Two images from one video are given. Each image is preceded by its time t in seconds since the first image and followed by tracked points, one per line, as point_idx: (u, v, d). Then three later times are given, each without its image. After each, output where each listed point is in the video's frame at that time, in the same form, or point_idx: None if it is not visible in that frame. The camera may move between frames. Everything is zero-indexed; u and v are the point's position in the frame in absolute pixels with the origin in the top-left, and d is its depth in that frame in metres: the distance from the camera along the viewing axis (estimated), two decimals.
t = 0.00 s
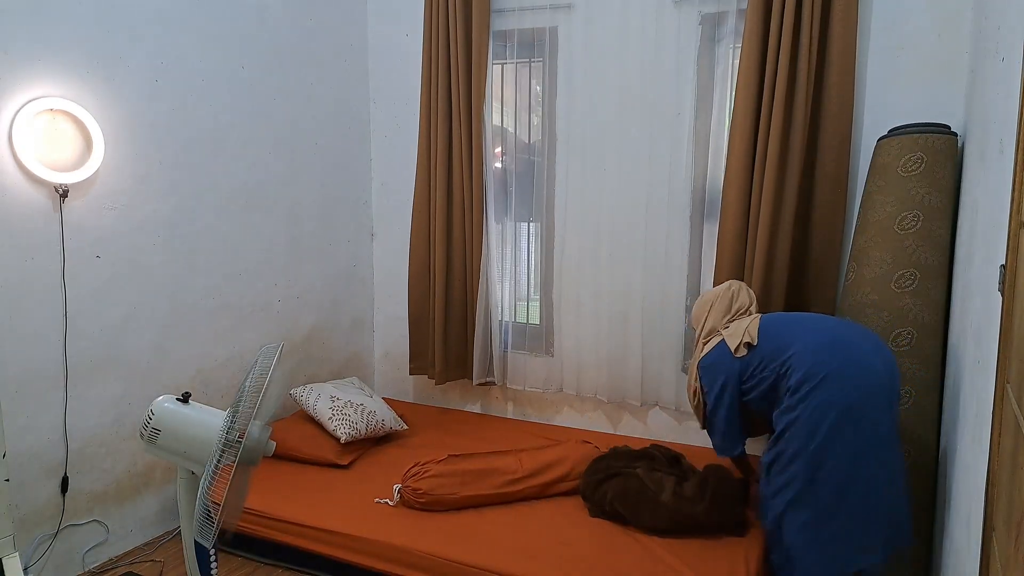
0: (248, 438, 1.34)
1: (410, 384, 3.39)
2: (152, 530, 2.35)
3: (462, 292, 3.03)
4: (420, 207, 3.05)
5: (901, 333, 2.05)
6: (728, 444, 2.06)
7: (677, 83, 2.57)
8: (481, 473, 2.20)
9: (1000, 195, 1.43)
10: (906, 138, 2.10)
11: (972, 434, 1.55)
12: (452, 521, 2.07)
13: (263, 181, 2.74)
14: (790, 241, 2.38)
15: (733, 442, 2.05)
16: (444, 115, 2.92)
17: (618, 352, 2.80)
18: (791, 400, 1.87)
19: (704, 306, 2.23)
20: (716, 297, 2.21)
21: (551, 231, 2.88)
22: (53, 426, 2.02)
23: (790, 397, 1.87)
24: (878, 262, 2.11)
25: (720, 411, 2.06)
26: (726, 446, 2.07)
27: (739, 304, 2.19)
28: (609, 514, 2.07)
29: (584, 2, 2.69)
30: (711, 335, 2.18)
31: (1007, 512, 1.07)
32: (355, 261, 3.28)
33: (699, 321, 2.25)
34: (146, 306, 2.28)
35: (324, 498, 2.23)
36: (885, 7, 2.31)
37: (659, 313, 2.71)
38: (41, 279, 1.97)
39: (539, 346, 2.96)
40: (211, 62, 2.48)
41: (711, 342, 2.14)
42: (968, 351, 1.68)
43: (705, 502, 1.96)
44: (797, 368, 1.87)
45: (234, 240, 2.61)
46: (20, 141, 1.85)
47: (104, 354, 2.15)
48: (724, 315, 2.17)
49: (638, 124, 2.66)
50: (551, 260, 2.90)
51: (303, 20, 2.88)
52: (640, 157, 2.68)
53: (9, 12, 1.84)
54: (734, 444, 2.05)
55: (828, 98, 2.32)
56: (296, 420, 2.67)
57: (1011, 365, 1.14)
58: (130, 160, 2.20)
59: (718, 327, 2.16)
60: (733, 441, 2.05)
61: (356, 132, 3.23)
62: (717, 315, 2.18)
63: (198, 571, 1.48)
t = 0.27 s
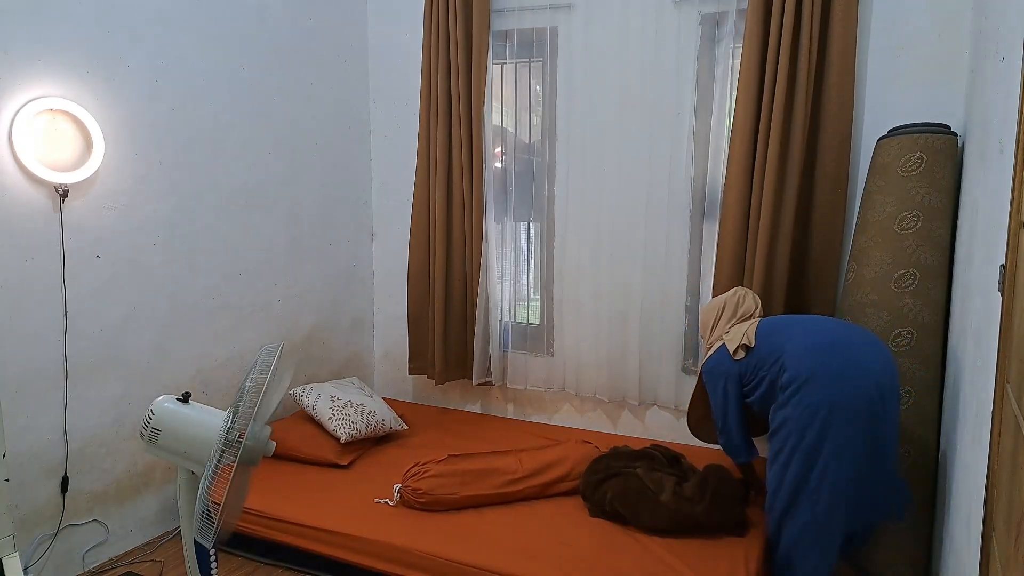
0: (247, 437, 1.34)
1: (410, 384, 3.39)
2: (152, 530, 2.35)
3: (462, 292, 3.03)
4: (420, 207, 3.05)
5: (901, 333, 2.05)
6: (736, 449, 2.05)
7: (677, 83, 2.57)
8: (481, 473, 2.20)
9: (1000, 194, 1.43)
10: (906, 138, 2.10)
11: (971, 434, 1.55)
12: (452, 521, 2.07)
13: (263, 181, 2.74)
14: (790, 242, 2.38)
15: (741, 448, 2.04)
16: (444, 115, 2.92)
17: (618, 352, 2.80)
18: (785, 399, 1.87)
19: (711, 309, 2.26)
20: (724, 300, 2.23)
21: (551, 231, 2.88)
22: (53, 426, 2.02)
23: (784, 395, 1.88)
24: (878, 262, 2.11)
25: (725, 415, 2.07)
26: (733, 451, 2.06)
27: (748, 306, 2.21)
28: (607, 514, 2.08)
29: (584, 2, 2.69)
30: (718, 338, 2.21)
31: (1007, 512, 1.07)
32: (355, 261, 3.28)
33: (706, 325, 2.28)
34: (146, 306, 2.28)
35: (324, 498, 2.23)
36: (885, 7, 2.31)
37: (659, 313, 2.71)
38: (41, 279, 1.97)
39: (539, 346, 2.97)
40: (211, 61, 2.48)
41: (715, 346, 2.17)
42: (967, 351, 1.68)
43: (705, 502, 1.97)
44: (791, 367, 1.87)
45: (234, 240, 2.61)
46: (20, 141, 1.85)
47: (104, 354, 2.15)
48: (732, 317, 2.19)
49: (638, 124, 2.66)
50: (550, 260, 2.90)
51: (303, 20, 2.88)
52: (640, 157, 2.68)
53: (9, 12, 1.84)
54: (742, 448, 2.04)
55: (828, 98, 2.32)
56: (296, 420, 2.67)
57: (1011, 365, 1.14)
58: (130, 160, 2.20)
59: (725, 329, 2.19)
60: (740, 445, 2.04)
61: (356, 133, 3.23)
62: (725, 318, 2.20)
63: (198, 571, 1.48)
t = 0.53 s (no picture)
0: (247, 437, 1.34)
1: (410, 384, 3.39)
2: (152, 530, 2.35)
3: (462, 293, 3.03)
4: (420, 206, 3.05)
5: (901, 333, 2.05)
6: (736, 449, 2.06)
7: (676, 83, 2.57)
8: (480, 473, 2.20)
9: (1000, 194, 1.43)
10: (906, 138, 2.10)
11: (971, 434, 1.55)
12: (452, 521, 2.07)
13: (263, 181, 2.74)
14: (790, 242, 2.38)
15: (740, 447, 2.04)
16: (444, 115, 2.92)
17: (618, 352, 2.80)
18: (781, 396, 1.88)
19: (714, 312, 2.28)
20: (728, 302, 2.26)
21: (551, 231, 2.88)
22: (53, 426, 2.02)
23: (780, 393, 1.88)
24: (878, 262, 2.11)
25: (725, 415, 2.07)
26: (732, 451, 2.07)
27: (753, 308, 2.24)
28: (608, 514, 2.08)
29: (584, 2, 2.69)
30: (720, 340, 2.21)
31: (1007, 512, 1.07)
32: (355, 261, 3.28)
33: (711, 328, 2.29)
34: (146, 307, 2.28)
35: (324, 498, 2.23)
36: (885, 7, 2.31)
37: (660, 313, 2.71)
38: (41, 279, 1.97)
39: (540, 346, 2.97)
40: (211, 61, 2.48)
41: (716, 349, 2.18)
42: (967, 351, 1.69)
43: (705, 502, 1.97)
44: (788, 365, 1.88)
45: (234, 240, 2.61)
46: (20, 141, 1.85)
47: (105, 354, 2.15)
48: (736, 319, 2.22)
49: (638, 124, 2.66)
50: (550, 260, 2.90)
51: (303, 20, 2.88)
52: (640, 158, 2.68)
53: (9, 12, 1.84)
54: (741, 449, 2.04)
55: (828, 98, 2.32)
56: (296, 420, 2.67)
57: (1011, 365, 1.14)
58: (130, 160, 2.20)
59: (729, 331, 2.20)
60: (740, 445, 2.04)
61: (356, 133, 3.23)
62: (729, 319, 2.22)
63: (198, 571, 1.48)
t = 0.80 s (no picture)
0: (247, 437, 1.34)
1: (410, 384, 3.39)
2: (152, 530, 2.35)
3: (462, 293, 3.03)
4: (420, 206, 3.04)
5: (901, 333, 2.05)
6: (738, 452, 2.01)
7: (676, 83, 2.57)
8: (481, 473, 2.20)
9: (1000, 194, 1.43)
10: (906, 138, 2.10)
11: (971, 433, 1.56)
12: (452, 521, 2.07)
13: (263, 181, 2.74)
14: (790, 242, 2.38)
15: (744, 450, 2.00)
16: (444, 115, 2.92)
17: (619, 352, 2.80)
18: (786, 396, 1.87)
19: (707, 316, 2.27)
20: (721, 308, 2.26)
21: (551, 231, 2.88)
22: (53, 426, 2.02)
23: (784, 393, 1.88)
24: (877, 262, 2.11)
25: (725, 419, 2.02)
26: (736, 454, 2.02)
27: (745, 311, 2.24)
28: (608, 514, 2.08)
29: (584, 2, 2.69)
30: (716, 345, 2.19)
31: (1007, 512, 1.07)
32: (355, 261, 3.28)
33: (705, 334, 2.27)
34: (146, 307, 2.28)
35: (323, 499, 2.22)
36: (885, 7, 2.31)
37: (660, 313, 2.71)
38: (41, 279, 1.97)
39: (540, 346, 2.97)
40: (211, 61, 2.48)
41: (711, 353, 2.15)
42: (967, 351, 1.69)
43: (705, 501, 1.97)
44: (791, 365, 1.88)
45: (234, 240, 2.61)
46: (20, 142, 1.85)
47: (105, 354, 2.16)
48: (731, 323, 2.21)
49: (638, 124, 2.66)
50: (550, 260, 2.90)
51: (303, 20, 2.88)
52: (641, 158, 2.68)
53: (9, 12, 1.84)
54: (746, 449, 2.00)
55: (828, 99, 2.32)
56: (296, 420, 2.67)
57: (1010, 365, 1.14)
58: (130, 160, 2.20)
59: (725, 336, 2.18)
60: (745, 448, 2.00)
61: (356, 133, 3.23)
62: (723, 324, 2.22)
63: (198, 571, 1.48)
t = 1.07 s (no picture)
0: (247, 437, 1.34)
1: (410, 384, 3.39)
2: (152, 530, 2.35)
3: (462, 293, 3.03)
4: (420, 205, 3.04)
5: (901, 333, 2.05)
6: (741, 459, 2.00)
7: (676, 83, 2.57)
8: (481, 473, 2.20)
9: (1000, 194, 1.43)
10: (906, 138, 2.10)
11: (971, 433, 1.56)
12: (452, 521, 2.07)
13: (263, 181, 2.74)
14: (790, 242, 2.38)
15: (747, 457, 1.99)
16: (444, 114, 2.92)
17: (619, 352, 2.80)
18: (790, 395, 1.88)
19: (706, 319, 2.28)
20: (720, 310, 2.28)
21: (551, 231, 2.88)
22: (53, 426, 2.02)
23: (788, 394, 1.89)
24: (878, 262, 2.11)
25: (727, 425, 2.01)
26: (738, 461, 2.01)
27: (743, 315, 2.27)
28: (607, 514, 2.08)
29: (584, 2, 2.69)
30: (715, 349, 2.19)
31: (1007, 512, 1.07)
32: (355, 261, 3.28)
33: (701, 339, 2.27)
34: (146, 307, 2.28)
35: (324, 498, 2.22)
36: (885, 7, 2.31)
37: (660, 313, 2.71)
38: (41, 279, 1.97)
39: (540, 346, 2.97)
40: (211, 60, 2.47)
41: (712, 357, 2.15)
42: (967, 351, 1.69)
43: (705, 501, 1.97)
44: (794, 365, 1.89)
45: (234, 241, 2.61)
46: (20, 141, 1.85)
47: (105, 354, 2.16)
48: (730, 326, 2.24)
49: (638, 124, 2.66)
50: (550, 260, 2.90)
51: (303, 20, 2.88)
52: (641, 158, 2.68)
53: (8, 12, 1.84)
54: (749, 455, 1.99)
55: (828, 99, 2.32)
56: (296, 420, 2.67)
57: (1011, 365, 1.14)
58: (129, 160, 2.20)
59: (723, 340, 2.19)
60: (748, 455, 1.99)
61: (356, 133, 3.23)
62: (723, 327, 2.24)
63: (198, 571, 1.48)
